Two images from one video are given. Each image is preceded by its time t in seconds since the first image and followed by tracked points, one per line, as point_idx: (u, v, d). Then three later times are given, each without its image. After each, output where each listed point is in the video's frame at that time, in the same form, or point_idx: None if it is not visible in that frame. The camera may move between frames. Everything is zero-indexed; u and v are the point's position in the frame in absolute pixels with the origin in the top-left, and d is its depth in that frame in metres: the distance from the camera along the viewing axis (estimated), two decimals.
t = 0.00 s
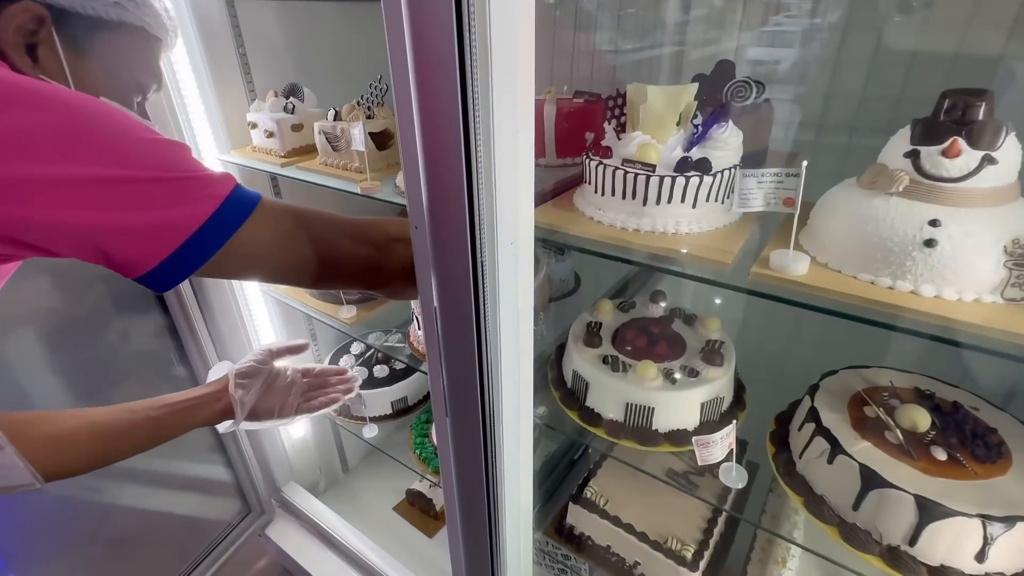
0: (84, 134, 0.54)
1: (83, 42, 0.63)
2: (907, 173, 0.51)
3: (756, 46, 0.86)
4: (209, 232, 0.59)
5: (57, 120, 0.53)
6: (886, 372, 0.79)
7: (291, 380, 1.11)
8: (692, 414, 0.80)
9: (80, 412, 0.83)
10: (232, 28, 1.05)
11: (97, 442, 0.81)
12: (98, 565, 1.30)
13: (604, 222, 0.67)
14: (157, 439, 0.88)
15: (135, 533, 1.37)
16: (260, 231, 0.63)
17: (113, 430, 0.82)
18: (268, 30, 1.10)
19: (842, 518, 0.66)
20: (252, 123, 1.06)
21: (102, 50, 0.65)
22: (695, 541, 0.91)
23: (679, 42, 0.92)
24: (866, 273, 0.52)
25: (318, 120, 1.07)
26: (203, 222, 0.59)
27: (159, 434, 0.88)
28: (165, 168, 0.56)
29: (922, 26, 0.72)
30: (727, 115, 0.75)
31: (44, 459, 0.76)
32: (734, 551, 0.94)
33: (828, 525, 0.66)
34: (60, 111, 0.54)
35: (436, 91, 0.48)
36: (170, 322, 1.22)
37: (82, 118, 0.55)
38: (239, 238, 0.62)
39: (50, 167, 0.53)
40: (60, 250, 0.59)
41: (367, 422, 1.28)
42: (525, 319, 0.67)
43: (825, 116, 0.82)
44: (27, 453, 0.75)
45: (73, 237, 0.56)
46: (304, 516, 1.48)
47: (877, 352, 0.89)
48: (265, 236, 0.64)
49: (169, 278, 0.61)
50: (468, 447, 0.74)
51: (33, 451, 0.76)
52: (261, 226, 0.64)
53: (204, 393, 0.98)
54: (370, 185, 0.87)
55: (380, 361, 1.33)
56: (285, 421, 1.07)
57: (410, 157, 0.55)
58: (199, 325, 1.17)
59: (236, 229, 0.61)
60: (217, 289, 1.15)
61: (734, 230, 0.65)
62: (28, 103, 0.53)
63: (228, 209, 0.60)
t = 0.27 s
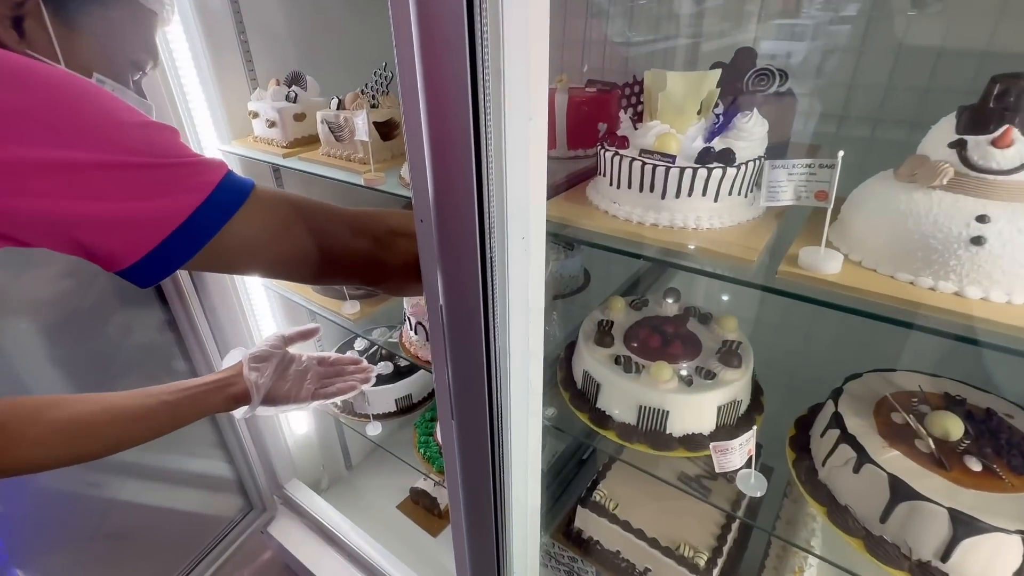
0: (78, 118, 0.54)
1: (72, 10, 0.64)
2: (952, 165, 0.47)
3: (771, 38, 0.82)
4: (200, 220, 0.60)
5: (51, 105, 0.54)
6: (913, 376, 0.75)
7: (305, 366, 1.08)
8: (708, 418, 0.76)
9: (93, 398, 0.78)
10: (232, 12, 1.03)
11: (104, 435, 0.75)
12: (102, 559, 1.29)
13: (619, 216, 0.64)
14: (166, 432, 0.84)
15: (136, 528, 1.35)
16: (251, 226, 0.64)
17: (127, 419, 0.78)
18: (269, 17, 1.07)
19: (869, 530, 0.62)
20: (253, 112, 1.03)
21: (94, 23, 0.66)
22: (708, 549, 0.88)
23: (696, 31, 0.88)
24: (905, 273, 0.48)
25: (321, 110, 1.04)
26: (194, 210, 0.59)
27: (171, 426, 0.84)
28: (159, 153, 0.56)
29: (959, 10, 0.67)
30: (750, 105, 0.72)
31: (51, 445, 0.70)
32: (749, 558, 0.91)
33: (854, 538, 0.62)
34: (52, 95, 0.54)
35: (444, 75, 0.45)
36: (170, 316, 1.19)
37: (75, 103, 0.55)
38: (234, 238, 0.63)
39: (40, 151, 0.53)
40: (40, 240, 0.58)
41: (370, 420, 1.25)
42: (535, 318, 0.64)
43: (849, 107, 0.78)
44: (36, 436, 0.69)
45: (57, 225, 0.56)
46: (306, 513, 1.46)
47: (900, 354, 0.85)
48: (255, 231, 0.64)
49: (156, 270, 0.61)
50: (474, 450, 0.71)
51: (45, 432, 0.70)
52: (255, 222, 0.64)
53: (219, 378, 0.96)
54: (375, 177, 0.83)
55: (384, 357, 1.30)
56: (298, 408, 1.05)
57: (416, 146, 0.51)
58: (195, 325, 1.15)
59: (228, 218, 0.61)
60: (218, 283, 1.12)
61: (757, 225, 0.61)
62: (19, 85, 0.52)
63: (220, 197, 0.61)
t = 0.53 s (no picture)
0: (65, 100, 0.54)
1: None
2: (971, 163, 0.46)
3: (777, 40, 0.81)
4: (186, 211, 0.60)
5: (36, 84, 0.52)
6: (925, 379, 0.74)
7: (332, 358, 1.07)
8: (717, 419, 0.75)
9: (127, 380, 0.78)
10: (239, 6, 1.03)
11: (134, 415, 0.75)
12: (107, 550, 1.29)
13: (628, 214, 0.63)
14: (199, 416, 0.83)
15: (141, 522, 1.35)
16: (241, 217, 0.64)
17: (158, 402, 0.78)
18: (276, 12, 1.07)
19: (879, 533, 0.62)
20: (259, 108, 1.03)
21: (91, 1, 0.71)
22: (714, 549, 0.87)
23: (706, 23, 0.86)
24: (918, 272, 0.47)
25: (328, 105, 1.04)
26: (179, 202, 0.59)
27: (201, 411, 0.83)
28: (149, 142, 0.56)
29: (974, 6, 0.66)
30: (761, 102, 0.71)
31: (81, 425, 0.70)
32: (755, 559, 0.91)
33: (863, 541, 0.61)
34: (36, 74, 0.53)
35: (453, 68, 0.44)
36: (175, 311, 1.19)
37: (61, 85, 0.54)
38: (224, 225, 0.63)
39: (23, 132, 0.52)
40: (9, 224, 0.57)
41: (375, 417, 1.25)
42: (543, 316, 0.63)
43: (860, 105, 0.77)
44: (67, 414, 0.69)
45: (30, 210, 0.55)
46: (310, 509, 1.46)
47: (909, 356, 0.84)
48: (247, 222, 0.65)
49: (135, 261, 0.60)
50: (480, 448, 0.71)
51: (75, 412, 0.70)
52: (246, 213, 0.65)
53: (249, 366, 0.94)
54: (382, 173, 0.83)
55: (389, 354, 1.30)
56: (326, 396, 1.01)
57: (424, 141, 0.50)
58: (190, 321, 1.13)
59: (216, 211, 0.62)
60: (223, 278, 1.12)
61: (769, 224, 0.60)
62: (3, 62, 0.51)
63: (207, 189, 0.61)
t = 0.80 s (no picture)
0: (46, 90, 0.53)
1: None
2: (970, 167, 0.47)
3: (783, 39, 0.82)
4: (162, 210, 0.58)
5: (14, 71, 0.52)
6: (925, 379, 0.75)
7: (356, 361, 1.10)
8: (719, 417, 0.77)
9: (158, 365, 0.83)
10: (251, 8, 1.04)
11: (164, 402, 0.79)
12: (112, 545, 1.31)
13: (633, 214, 0.64)
14: (220, 409, 0.87)
15: (148, 515, 1.37)
16: (221, 216, 0.63)
17: (187, 391, 0.82)
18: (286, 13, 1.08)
19: (878, 529, 0.63)
20: (269, 107, 1.04)
21: None
22: (715, 546, 0.88)
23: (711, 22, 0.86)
24: (916, 273, 0.48)
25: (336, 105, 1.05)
26: (156, 201, 0.58)
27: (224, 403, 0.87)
28: (123, 135, 0.55)
29: (976, 12, 0.67)
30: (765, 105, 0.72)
31: (114, 407, 0.75)
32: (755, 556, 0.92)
33: (862, 537, 0.62)
34: (20, 64, 0.52)
35: (464, 70, 0.45)
36: (184, 307, 1.21)
37: (43, 74, 0.54)
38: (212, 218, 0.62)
39: None
40: None
41: (380, 413, 1.27)
42: (549, 313, 0.65)
43: (863, 108, 0.78)
44: (104, 395, 0.74)
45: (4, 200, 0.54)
46: (315, 504, 1.48)
47: (909, 356, 0.85)
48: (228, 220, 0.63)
49: (110, 258, 0.60)
50: (486, 443, 0.72)
51: (112, 394, 0.75)
52: (241, 208, 0.64)
53: (277, 363, 0.98)
54: (390, 173, 0.84)
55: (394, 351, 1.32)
56: (344, 400, 1.06)
57: (435, 141, 0.51)
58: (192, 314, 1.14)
59: (196, 211, 0.61)
60: (232, 275, 1.14)
61: (772, 225, 0.61)
62: None
63: (189, 188, 0.60)
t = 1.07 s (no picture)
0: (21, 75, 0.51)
1: None
2: (930, 181, 0.53)
3: (784, 45, 0.87)
4: (127, 213, 0.54)
5: None
6: (903, 375, 0.80)
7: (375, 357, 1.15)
8: (710, 410, 0.82)
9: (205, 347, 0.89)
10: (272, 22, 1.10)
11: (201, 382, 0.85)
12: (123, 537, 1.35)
13: (630, 220, 0.70)
14: (250, 393, 0.92)
15: (164, 505, 1.43)
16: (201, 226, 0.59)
17: (224, 374, 0.87)
18: (304, 26, 1.14)
19: (854, 513, 0.68)
20: (288, 115, 1.10)
21: None
22: (707, 533, 0.93)
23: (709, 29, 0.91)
24: (883, 275, 0.54)
25: (352, 114, 1.11)
26: (118, 205, 0.54)
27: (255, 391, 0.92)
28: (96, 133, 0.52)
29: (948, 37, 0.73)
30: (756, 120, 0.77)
31: (163, 379, 0.81)
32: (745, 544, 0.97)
33: (839, 519, 0.68)
34: None
35: (478, 90, 0.51)
36: (203, 306, 1.27)
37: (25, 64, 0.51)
38: (193, 220, 0.58)
39: None
40: None
41: (389, 408, 1.32)
42: (552, 311, 0.70)
43: (852, 120, 0.83)
44: (150, 369, 0.80)
45: None
46: (324, 496, 1.53)
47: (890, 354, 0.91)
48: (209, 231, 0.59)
49: (71, 258, 0.56)
50: (493, 432, 0.77)
51: (158, 369, 0.81)
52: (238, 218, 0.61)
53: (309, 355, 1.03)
54: (404, 179, 0.90)
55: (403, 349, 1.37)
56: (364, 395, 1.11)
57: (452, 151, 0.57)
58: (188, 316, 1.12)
59: (163, 216, 0.56)
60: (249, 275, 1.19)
61: (757, 231, 0.67)
62: None
63: (156, 195, 0.56)
